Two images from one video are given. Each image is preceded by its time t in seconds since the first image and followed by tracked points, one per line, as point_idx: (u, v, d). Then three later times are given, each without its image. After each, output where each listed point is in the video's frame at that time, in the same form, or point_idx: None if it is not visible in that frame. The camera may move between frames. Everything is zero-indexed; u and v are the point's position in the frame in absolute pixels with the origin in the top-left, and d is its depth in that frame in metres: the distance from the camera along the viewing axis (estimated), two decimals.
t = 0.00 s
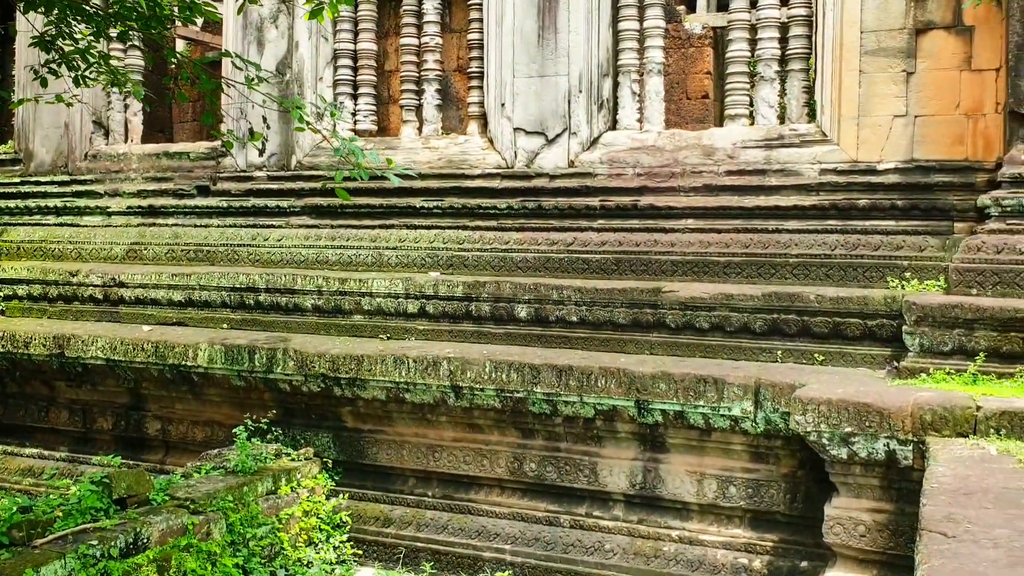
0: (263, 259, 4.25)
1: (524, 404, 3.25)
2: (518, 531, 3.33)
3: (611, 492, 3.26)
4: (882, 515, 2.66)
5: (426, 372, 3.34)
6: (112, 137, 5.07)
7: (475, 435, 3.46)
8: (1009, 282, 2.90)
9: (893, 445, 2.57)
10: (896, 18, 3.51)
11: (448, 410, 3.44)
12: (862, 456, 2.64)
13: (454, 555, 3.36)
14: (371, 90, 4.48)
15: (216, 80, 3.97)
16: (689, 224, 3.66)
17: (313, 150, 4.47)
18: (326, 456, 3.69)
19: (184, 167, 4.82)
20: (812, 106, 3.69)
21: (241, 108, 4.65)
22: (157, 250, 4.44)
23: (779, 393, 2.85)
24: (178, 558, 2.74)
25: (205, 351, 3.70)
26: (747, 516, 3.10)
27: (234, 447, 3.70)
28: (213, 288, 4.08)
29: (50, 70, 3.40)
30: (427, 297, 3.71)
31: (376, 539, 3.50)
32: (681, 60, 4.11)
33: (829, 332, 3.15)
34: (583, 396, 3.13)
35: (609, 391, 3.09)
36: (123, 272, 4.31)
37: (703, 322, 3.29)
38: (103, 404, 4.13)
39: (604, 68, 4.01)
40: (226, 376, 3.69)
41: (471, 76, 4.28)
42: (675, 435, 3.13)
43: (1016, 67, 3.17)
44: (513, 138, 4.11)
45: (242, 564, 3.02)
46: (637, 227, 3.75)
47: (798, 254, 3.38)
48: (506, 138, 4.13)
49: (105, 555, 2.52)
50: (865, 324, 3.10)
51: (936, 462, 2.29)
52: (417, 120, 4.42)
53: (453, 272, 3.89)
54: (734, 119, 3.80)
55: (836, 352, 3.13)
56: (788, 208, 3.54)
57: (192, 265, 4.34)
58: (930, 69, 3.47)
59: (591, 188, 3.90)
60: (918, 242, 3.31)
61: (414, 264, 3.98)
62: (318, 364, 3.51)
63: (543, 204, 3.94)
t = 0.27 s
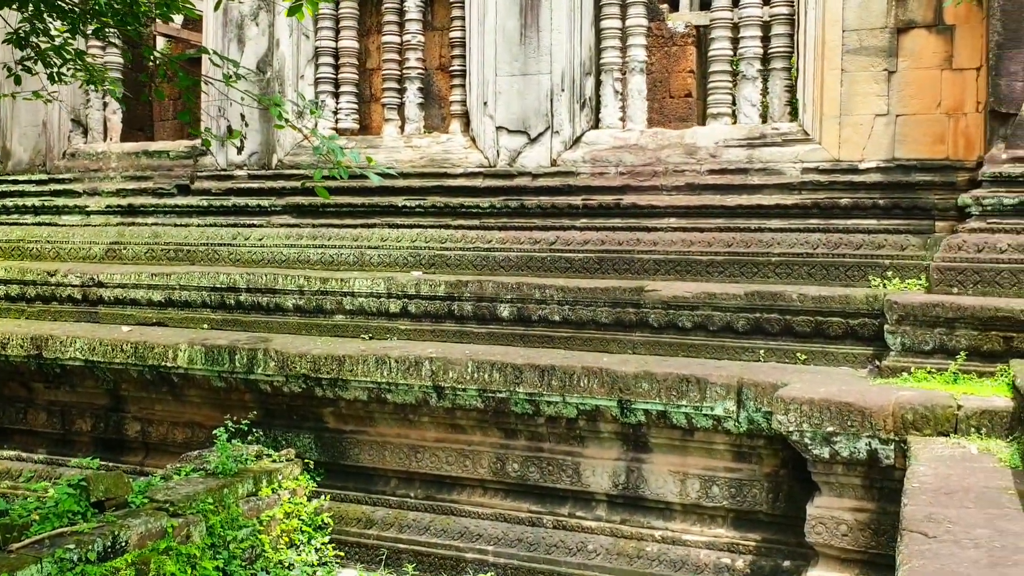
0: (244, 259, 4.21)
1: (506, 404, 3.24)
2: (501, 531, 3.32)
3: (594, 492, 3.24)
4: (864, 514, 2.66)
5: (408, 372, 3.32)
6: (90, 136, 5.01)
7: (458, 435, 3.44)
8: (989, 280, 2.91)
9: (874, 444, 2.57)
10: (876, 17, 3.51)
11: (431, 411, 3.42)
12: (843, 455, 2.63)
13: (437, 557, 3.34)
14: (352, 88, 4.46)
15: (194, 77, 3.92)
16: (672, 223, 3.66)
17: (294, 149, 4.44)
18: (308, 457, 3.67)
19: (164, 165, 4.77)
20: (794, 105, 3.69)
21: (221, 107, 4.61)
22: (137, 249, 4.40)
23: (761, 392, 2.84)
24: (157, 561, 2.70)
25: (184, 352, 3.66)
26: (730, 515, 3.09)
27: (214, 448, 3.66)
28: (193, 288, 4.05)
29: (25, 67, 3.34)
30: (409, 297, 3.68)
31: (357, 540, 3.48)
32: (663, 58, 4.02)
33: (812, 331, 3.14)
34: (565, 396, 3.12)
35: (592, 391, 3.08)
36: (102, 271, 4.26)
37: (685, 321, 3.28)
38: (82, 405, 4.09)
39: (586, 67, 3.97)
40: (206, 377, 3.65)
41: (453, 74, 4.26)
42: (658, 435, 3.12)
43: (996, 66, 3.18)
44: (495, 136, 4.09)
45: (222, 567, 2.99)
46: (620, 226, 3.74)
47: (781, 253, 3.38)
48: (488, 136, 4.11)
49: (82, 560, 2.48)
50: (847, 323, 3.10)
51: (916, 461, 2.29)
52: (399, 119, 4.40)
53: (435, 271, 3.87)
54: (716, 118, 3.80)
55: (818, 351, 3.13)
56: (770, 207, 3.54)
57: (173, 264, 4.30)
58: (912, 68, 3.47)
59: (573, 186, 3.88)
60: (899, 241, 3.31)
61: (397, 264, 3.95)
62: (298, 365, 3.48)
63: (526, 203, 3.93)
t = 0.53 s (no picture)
0: (233, 260, 4.20)
1: (497, 405, 3.23)
2: (492, 533, 3.31)
3: (585, 493, 3.24)
4: (854, 514, 2.67)
5: (398, 374, 3.31)
6: (78, 137, 4.98)
7: (448, 437, 3.43)
8: (978, 280, 2.92)
9: (864, 443, 2.58)
10: (865, 18, 3.52)
11: (421, 412, 3.41)
12: (834, 455, 2.63)
13: (428, 558, 3.33)
14: (341, 89, 4.45)
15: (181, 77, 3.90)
16: (662, 223, 3.66)
17: (284, 150, 4.42)
18: (298, 459, 3.65)
19: (153, 166, 4.75)
20: (784, 105, 3.70)
21: (209, 108, 4.59)
22: (125, 251, 4.38)
23: (751, 392, 2.84)
24: (146, 565, 2.68)
25: (173, 354, 3.64)
26: (721, 516, 3.09)
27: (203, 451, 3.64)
28: (182, 290, 4.03)
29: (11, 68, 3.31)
30: (399, 298, 3.67)
31: (348, 542, 3.47)
32: (653, 59, 4.07)
33: (801, 331, 3.15)
34: (556, 397, 3.11)
35: (582, 392, 3.07)
36: (90, 273, 4.24)
37: (676, 321, 3.28)
38: (70, 408, 4.06)
39: (577, 67, 3.97)
40: (195, 379, 3.64)
41: (443, 75, 4.25)
42: (649, 435, 3.12)
43: (985, 66, 3.18)
44: (485, 137, 4.09)
45: (211, 570, 2.97)
46: (611, 227, 3.74)
47: (770, 253, 3.39)
48: (478, 136, 4.10)
49: (70, 564, 2.45)
50: (837, 322, 3.11)
51: (906, 461, 2.29)
52: (389, 120, 4.39)
53: (425, 272, 3.86)
54: (706, 119, 3.80)
55: (808, 351, 3.14)
56: (760, 207, 3.54)
57: (162, 266, 4.28)
58: (900, 67, 3.48)
59: (564, 187, 3.88)
60: (888, 241, 3.32)
61: (387, 265, 3.94)
62: (288, 366, 3.47)
63: (516, 203, 3.92)
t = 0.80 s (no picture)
0: (223, 269, 4.19)
1: (487, 414, 3.23)
2: (482, 542, 3.30)
3: (575, 502, 3.23)
4: (844, 522, 2.67)
5: (389, 382, 3.30)
6: (68, 145, 4.97)
7: (438, 446, 3.42)
8: (966, 288, 2.94)
9: (854, 451, 2.58)
10: (854, 27, 3.53)
11: (412, 421, 3.40)
12: (823, 463, 2.64)
13: (418, 567, 3.32)
14: (332, 98, 4.45)
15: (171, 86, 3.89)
16: (652, 232, 3.67)
17: (274, 159, 4.42)
18: (288, 468, 3.64)
19: (142, 175, 4.74)
20: (773, 114, 3.72)
21: (198, 117, 4.58)
22: (115, 260, 4.37)
23: (741, 400, 2.84)
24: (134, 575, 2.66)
25: (162, 363, 3.62)
26: (711, 524, 3.09)
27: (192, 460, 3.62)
28: (171, 299, 4.01)
29: None
30: (389, 307, 3.67)
31: (338, 552, 3.45)
32: (643, 68, 4.00)
33: (791, 339, 3.16)
34: (546, 405, 3.11)
35: (573, 400, 3.07)
36: (80, 282, 4.22)
37: (666, 330, 3.28)
38: (58, 418, 4.04)
39: (567, 77, 4.01)
40: (184, 388, 3.62)
41: (434, 84, 4.25)
42: (639, 443, 3.12)
43: (972, 76, 3.21)
44: (475, 146, 4.09)
45: None
46: (601, 236, 3.75)
47: (760, 262, 3.40)
48: (468, 145, 4.10)
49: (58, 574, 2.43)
50: (826, 331, 3.12)
51: (895, 469, 2.30)
52: (380, 129, 4.39)
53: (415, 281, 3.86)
54: (695, 128, 3.82)
55: (798, 359, 3.15)
56: (749, 215, 3.55)
57: (151, 275, 4.27)
58: (888, 77, 3.50)
59: (554, 196, 3.89)
60: (877, 249, 3.34)
61: (377, 273, 3.94)
62: (278, 375, 3.46)
63: (506, 212, 3.93)
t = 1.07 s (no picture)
0: (221, 273, 4.20)
1: (486, 417, 3.23)
2: (480, 545, 3.30)
3: (574, 505, 3.23)
4: (842, 525, 2.67)
5: (387, 386, 3.30)
6: (66, 150, 4.97)
7: (437, 449, 3.42)
8: (964, 291, 2.95)
9: (852, 454, 2.58)
10: (851, 31, 3.54)
11: (410, 425, 3.40)
12: (821, 466, 2.64)
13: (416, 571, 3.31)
14: (330, 102, 4.45)
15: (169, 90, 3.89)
16: (650, 235, 3.67)
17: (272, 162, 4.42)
18: (286, 472, 3.64)
19: (140, 179, 4.74)
20: (770, 118, 3.73)
21: (196, 121, 4.58)
22: (113, 264, 4.37)
23: (740, 403, 2.84)
24: None
25: (160, 367, 3.62)
26: (710, 527, 3.09)
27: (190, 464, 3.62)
28: (169, 303, 4.01)
29: None
30: (387, 310, 3.67)
31: (336, 556, 3.45)
32: (641, 72, 4.08)
33: (789, 342, 3.16)
34: (544, 408, 3.11)
35: (571, 404, 3.07)
36: (78, 286, 4.22)
37: (664, 333, 3.28)
38: (56, 422, 4.03)
39: (564, 80, 3.99)
40: (182, 392, 3.62)
41: (431, 88, 4.25)
42: (637, 446, 3.12)
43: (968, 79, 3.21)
44: (473, 149, 4.10)
45: None
46: (599, 239, 3.75)
47: (757, 265, 3.40)
48: (466, 148, 4.11)
49: None
50: (824, 334, 3.12)
51: (893, 471, 2.30)
52: (378, 132, 4.40)
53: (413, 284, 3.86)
54: (693, 131, 3.83)
55: (796, 362, 3.15)
56: (747, 219, 3.56)
57: (149, 279, 4.27)
58: (886, 80, 3.50)
59: (552, 199, 3.89)
60: (874, 252, 3.34)
61: (376, 276, 3.94)
62: (276, 379, 3.46)
63: (504, 215, 3.94)
